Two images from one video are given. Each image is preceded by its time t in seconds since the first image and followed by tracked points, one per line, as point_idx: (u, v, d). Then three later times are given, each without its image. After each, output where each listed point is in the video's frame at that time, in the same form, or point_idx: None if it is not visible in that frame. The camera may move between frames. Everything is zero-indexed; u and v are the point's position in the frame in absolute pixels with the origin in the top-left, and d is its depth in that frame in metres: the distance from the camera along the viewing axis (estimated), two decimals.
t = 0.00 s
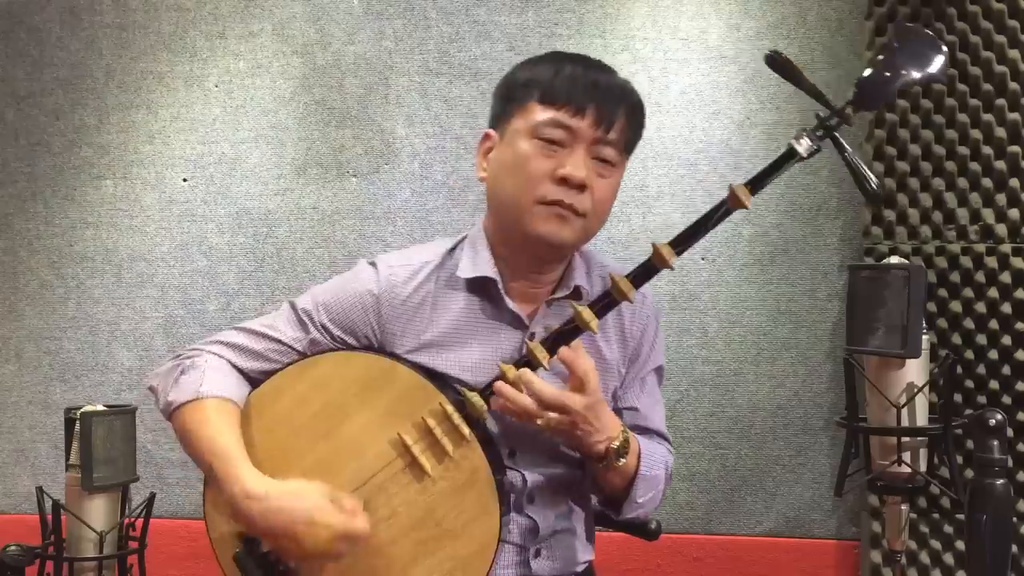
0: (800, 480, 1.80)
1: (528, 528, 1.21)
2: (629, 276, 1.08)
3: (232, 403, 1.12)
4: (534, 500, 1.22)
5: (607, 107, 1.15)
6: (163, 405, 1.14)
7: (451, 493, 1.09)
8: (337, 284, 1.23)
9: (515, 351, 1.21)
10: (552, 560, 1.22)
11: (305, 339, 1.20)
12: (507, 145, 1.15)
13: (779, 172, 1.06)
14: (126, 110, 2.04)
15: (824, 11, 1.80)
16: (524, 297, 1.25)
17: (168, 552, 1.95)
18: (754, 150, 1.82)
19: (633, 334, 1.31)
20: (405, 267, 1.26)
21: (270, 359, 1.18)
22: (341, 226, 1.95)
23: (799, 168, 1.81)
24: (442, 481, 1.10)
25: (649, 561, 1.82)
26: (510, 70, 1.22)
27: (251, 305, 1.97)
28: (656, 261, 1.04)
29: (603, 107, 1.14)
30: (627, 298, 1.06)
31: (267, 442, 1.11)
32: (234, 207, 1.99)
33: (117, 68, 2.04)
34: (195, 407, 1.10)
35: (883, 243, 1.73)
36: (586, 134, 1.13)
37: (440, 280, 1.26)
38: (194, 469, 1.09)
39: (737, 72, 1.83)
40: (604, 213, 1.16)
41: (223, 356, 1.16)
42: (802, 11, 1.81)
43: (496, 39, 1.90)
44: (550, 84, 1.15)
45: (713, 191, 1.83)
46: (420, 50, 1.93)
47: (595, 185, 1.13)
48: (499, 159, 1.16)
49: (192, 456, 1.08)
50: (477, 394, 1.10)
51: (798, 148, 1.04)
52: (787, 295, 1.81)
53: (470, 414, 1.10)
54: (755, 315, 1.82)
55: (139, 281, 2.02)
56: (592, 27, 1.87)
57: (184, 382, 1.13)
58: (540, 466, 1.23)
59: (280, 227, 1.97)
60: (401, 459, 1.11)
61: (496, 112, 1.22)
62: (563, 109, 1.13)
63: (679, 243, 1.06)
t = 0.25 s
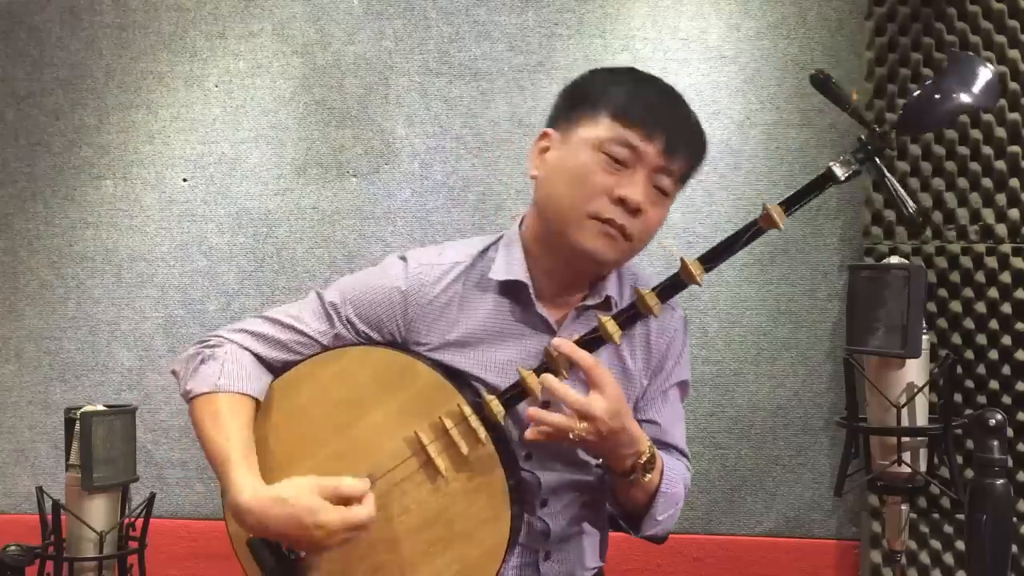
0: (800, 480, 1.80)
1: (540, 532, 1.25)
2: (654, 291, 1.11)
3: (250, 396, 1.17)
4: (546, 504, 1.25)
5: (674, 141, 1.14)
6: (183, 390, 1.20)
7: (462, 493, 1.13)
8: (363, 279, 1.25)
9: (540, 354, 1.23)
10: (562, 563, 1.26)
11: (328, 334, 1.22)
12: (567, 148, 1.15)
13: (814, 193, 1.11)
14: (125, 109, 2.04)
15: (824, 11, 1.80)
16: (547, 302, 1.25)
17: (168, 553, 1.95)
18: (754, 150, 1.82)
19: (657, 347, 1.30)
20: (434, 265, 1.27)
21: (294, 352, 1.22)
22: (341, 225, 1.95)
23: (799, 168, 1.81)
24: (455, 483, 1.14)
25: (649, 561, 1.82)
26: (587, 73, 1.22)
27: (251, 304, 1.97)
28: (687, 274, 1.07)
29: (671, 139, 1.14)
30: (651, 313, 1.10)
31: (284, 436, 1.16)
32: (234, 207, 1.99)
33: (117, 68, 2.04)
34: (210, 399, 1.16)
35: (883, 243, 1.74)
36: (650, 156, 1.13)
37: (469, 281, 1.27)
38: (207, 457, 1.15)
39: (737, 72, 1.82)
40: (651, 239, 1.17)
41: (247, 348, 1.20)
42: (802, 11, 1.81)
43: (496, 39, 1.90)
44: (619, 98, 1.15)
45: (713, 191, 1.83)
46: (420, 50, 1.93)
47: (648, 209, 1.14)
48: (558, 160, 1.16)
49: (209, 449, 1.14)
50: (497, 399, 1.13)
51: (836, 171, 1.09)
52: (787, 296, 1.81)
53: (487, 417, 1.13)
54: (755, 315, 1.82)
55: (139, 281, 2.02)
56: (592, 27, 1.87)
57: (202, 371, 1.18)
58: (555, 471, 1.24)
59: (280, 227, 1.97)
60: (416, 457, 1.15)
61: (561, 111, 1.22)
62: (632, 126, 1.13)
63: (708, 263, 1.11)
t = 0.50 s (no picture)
0: (800, 480, 1.79)
1: (546, 533, 1.27)
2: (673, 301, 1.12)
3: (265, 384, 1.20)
4: (553, 505, 1.27)
5: (718, 172, 1.18)
6: (200, 378, 1.24)
7: (473, 494, 1.15)
8: (382, 274, 1.30)
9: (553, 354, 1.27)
10: (567, 563, 1.30)
11: (344, 328, 1.26)
12: (617, 178, 1.19)
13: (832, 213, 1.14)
14: (125, 109, 2.04)
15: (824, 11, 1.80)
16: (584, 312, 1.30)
17: (168, 553, 1.95)
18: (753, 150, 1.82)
19: (666, 353, 1.32)
20: (453, 265, 1.32)
21: (311, 345, 1.26)
22: (341, 225, 1.95)
23: (799, 168, 1.81)
24: (466, 483, 1.16)
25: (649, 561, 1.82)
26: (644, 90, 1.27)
27: (251, 304, 1.97)
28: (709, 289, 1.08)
29: (717, 171, 1.18)
30: (670, 319, 1.10)
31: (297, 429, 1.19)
32: (234, 207, 1.99)
33: (117, 69, 2.04)
34: (228, 387, 1.19)
35: (883, 243, 1.76)
36: (700, 199, 1.18)
37: (486, 279, 1.31)
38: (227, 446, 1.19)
39: (737, 72, 1.82)
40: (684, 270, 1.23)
41: (263, 338, 1.24)
42: (802, 11, 1.81)
43: (496, 39, 1.90)
44: (680, 135, 1.19)
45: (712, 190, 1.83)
46: (420, 50, 1.93)
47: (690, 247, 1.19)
48: (609, 185, 1.21)
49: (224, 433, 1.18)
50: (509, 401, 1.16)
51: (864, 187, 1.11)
52: (787, 296, 1.81)
53: (499, 420, 1.15)
54: (755, 315, 1.82)
55: (139, 281, 2.02)
56: (592, 27, 1.87)
57: (221, 360, 1.21)
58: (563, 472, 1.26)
59: (280, 227, 1.97)
60: (428, 455, 1.18)
61: (623, 132, 1.23)
62: (691, 166, 1.17)
63: (729, 273, 1.12)
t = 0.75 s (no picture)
0: (800, 480, 1.79)
1: (555, 532, 1.25)
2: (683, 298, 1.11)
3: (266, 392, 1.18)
4: (561, 504, 1.25)
5: (709, 163, 1.16)
6: (199, 386, 1.21)
7: (481, 496, 1.16)
8: (384, 276, 1.27)
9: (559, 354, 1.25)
10: (575, 562, 1.27)
11: (349, 331, 1.24)
12: (609, 177, 1.17)
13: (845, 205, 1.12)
14: (125, 109, 2.04)
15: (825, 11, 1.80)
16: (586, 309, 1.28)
17: (167, 553, 1.95)
18: (753, 150, 1.82)
19: (669, 345, 1.30)
20: (453, 264, 1.29)
21: (314, 348, 1.23)
22: (341, 225, 1.95)
23: (800, 168, 1.81)
24: (474, 485, 1.16)
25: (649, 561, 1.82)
26: (627, 79, 1.22)
27: (251, 304, 1.98)
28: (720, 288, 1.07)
29: (708, 162, 1.16)
30: (681, 318, 1.08)
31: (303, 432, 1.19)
32: (234, 207, 1.99)
33: (117, 69, 2.04)
34: (227, 394, 1.17)
35: (883, 243, 1.76)
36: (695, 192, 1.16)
37: (488, 277, 1.29)
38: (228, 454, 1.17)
39: (737, 72, 1.82)
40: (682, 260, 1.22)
41: (265, 343, 1.21)
42: (802, 11, 1.81)
43: (496, 39, 1.90)
44: (670, 129, 1.16)
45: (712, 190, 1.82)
46: (421, 50, 1.93)
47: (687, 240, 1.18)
48: (599, 183, 1.18)
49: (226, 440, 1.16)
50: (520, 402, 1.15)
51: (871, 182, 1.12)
52: (787, 296, 1.81)
53: (510, 420, 1.15)
54: (755, 315, 1.82)
55: (139, 282, 2.02)
56: (592, 27, 1.87)
57: (221, 366, 1.19)
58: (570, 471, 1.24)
59: (280, 227, 1.97)
60: (435, 458, 1.18)
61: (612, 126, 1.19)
62: (684, 161, 1.15)
63: (740, 270, 1.11)
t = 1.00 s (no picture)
0: (800, 480, 1.79)
1: (550, 530, 1.20)
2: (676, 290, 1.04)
3: (263, 395, 1.14)
4: (556, 501, 1.20)
5: (648, 143, 1.02)
6: (190, 393, 1.15)
7: (483, 495, 1.10)
8: (375, 276, 1.21)
9: (549, 356, 1.18)
10: (570, 561, 1.22)
11: (343, 333, 1.18)
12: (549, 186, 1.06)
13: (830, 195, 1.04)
14: (125, 109, 2.04)
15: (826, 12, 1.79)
16: (574, 307, 1.21)
17: (168, 553, 1.95)
18: (753, 150, 1.82)
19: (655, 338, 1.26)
20: (444, 263, 1.22)
21: (306, 351, 1.18)
22: (341, 225, 1.95)
23: (800, 168, 1.80)
24: (475, 483, 1.11)
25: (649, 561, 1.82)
26: (548, 67, 1.09)
27: (251, 304, 1.98)
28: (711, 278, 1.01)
29: (646, 143, 1.02)
30: (675, 311, 1.02)
31: (297, 436, 1.14)
32: (234, 207, 1.99)
33: (118, 69, 2.04)
34: (225, 398, 1.12)
35: (883, 243, 1.75)
36: (643, 174, 1.03)
37: (480, 277, 1.21)
38: (226, 459, 1.13)
39: (737, 72, 1.82)
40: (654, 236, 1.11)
41: (257, 346, 1.16)
42: (802, 11, 1.81)
43: (496, 39, 1.90)
44: (599, 117, 1.02)
45: (712, 190, 1.82)
46: (421, 50, 1.93)
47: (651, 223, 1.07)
48: (540, 198, 1.08)
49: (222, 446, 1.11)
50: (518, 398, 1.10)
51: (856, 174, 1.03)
52: (787, 296, 1.81)
53: (508, 416, 1.10)
54: (755, 315, 1.82)
55: (139, 282, 2.02)
56: (592, 27, 1.87)
57: (213, 372, 1.13)
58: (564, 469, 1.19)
59: (280, 227, 1.97)
60: (435, 457, 1.13)
61: (541, 126, 1.06)
62: (619, 149, 1.02)
63: (729, 261, 1.03)
